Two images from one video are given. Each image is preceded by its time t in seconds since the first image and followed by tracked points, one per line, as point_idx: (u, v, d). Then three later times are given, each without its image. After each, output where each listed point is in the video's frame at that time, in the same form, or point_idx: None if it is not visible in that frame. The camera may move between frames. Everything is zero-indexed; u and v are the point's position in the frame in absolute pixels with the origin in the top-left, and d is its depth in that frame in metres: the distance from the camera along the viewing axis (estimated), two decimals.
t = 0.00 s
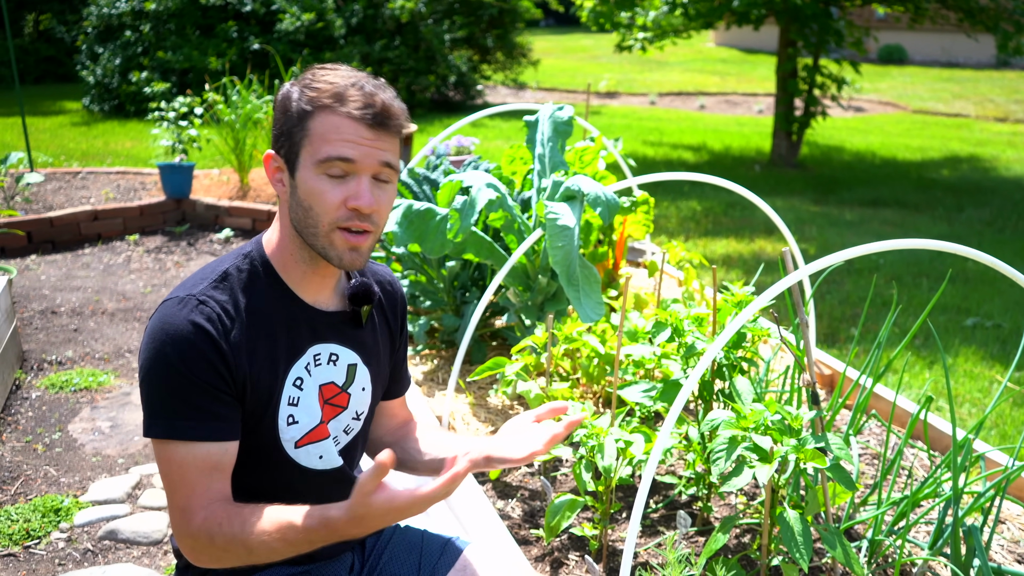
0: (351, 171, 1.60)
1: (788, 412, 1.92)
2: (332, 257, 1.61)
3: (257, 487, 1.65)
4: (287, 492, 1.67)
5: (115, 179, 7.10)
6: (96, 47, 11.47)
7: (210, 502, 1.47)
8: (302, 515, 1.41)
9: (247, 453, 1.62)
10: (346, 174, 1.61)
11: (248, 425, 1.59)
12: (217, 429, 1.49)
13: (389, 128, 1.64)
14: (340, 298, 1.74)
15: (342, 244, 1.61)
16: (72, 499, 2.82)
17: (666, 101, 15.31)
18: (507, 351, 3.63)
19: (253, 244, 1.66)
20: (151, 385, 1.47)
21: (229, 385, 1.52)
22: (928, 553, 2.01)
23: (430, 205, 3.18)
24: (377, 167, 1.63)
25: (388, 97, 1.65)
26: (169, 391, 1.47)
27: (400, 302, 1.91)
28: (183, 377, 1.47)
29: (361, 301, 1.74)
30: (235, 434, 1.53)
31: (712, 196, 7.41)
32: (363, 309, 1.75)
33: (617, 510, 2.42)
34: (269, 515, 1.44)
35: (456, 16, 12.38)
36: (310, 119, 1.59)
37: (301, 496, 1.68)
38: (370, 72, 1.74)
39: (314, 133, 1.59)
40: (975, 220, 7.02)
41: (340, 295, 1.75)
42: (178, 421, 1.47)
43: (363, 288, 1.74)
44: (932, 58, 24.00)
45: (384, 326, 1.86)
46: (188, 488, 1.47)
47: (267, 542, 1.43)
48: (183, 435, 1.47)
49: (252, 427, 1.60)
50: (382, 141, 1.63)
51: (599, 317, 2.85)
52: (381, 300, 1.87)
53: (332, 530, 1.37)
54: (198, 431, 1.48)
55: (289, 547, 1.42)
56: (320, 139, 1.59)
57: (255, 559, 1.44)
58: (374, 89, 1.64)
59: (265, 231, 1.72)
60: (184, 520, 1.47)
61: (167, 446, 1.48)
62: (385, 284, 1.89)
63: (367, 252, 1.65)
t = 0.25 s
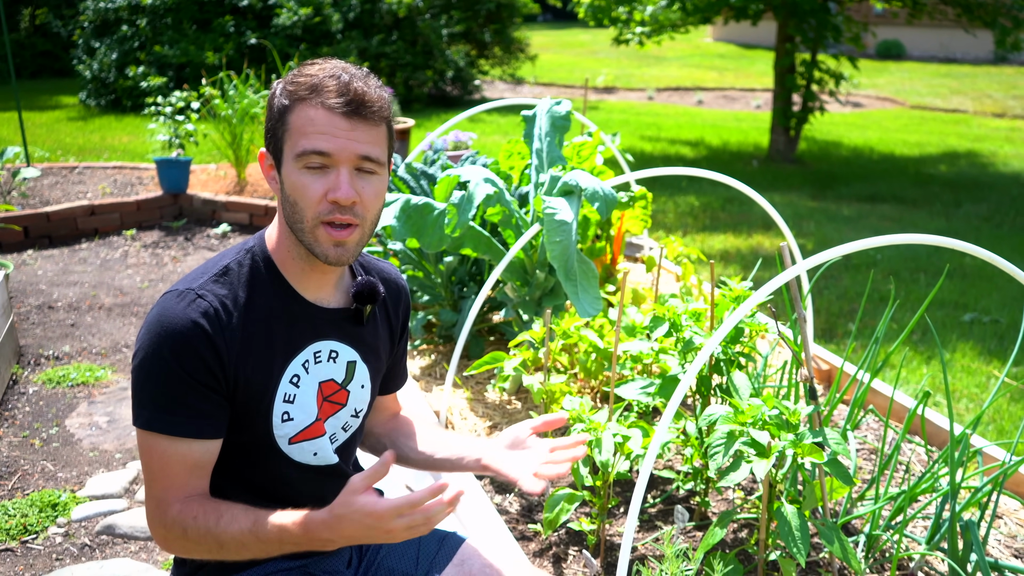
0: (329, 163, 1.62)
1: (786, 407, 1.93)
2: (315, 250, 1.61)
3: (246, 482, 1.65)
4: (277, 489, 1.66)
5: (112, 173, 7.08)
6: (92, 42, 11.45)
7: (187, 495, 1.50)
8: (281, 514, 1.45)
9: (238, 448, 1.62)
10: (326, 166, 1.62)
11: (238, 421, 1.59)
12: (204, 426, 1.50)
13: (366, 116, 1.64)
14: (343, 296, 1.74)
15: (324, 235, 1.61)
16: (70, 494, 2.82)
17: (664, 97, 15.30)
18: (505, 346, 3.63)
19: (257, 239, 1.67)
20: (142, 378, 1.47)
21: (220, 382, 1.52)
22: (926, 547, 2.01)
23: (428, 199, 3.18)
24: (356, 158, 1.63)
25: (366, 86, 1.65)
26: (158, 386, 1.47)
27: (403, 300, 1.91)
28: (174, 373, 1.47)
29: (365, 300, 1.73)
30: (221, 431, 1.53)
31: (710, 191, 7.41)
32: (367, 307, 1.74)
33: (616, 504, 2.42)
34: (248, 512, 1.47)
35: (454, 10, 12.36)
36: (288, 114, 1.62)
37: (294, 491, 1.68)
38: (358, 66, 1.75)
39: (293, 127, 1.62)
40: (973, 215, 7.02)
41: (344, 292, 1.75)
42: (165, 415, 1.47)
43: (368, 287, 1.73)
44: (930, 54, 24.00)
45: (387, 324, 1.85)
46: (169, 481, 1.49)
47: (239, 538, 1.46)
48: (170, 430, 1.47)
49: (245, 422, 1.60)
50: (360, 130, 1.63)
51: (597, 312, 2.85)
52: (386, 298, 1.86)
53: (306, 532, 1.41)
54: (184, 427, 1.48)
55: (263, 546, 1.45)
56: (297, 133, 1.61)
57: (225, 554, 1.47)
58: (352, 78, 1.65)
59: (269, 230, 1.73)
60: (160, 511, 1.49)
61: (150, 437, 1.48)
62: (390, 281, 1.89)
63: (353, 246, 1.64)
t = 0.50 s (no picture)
0: (327, 157, 1.62)
1: (784, 401, 1.93)
2: (312, 244, 1.60)
3: (240, 477, 1.65)
4: (272, 483, 1.67)
5: (110, 169, 7.07)
6: (90, 36, 11.42)
7: (195, 490, 1.53)
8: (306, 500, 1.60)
9: (234, 444, 1.62)
10: (324, 159, 1.62)
11: (234, 416, 1.59)
12: (201, 423, 1.50)
13: (365, 110, 1.64)
14: (341, 293, 1.74)
15: (321, 229, 1.61)
16: (68, 489, 2.82)
17: (662, 92, 15.28)
18: (504, 341, 3.63)
19: (256, 234, 1.66)
20: (140, 374, 1.46)
21: (219, 379, 1.52)
22: (924, 542, 2.01)
23: (427, 194, 3.18)
24: (354, 151, 1.63)
25: (365, 80, 1.65)
26: (155, 383, 1.46)
27: (403, 298, 1.91)
28: (172, 369, 1.47)
29: (364, 297, 1.74)
30: (216, 427, 1.53)
31: (709, 187, 7.41)
32: (365, 304, 1.74)
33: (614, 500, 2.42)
34: (270, 500, 1.58)
35: (452, 5, 12.33)
36: (287, 108, 1.62)
37: (291, 487, 1.68)
38: (359, 61, 1.74)
39: (291, 120, 1.61)
40: (972, 210, 7.02)
41: (342, 289, 1.75)
42: (163, 412, 1.47)
43: (367, 285, 1.74)
44: (930, 49, 23.98)
45: (386, 320, 1.85)
46: (166, 478, 1.49)
47: (264, 526, 1.56)
48: (166, 427, 1.47)
49: (243, 418, 1.59)
50: (358, 124, 1.63)
51: (595, 307, 2.85)
52: (385, 295, 1.86)
53: (336, 512, 1.61)
54: (182, 424, 1.48)
55: (286, 532, 1.58)
56: (295, 126, 1.61)
57: (244, 543, 1.56)
58: (351, 71, 1.65)
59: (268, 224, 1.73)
60: (167, 507, 1.51)
61: (145, 433, 1.47)
62: (390, 279, 1.88)
63: (351, 240, 1.64)
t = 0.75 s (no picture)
0: (324, 151, 1.62)
1: (783, 398, 1.93)
2: (312, 238, 1.60)
3: (232, 473, 1.65)
4: (266, 482, 1.67)
5: (109, 166, 7.06)
6: (88, 33, 11.41)
7: (181, 488, 1.54)
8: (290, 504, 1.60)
9: (229, 441, 1.62)
10: (320, 154, 1.62)
11: (230, 414, 1.59)
12: (193, 422, 1.50)
13: (360, 103, 1.64)
14: (342, 290, 1.74)
15: (320, 223, 1.61)
16: (67, 486, 2.82)
17: (661, 89, 15.27)
18: (503, 338, 3.63)
19: (256, 232, 1.66)
20: (136, 371, 1.46)
21: (215, 378, 1.52)
22: (922, 539, 2.01)
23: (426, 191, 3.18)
24: (351, 145, 1.63)
25: (360, 73, 1.65)
26: (152, 381, 1.46)
27: (403, 296, 1.90)
28: (168, 367, 1.47)
29: (364, 294, 1.73)
30: (208, 426, 1.53)
31: (708, 184, 7.41)
32: (365, 302, 1.74)
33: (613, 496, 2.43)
34: (255, 503, 1.58)
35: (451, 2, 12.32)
36: (283, 104, 1.62)
37: (288, 484, 1.68)
38: (354, 56, 1.75)
39: (287, 116, 1.61)
40: (970, 207, 7.02)
41: (342, 286, 1.75)
42: (155, 410, 1.47)
43: (368, 282, 1.74)
44: (928, 46, 23.99)
45: (386, 318, 1.85)
46: (156, 475, 1.50)
47: (246, 529, 1.56)
48: (161, 425, 1.47)
49: (240, 416, 1.59)
50: (353, 118, 1.63)
51: (594, 304, 2.85)
52: (384, 293, 1.86)
53: (319, 519, 1.60)
54: (174, 423, 1.48)
55: (269, 536, 1.58)
56: (291, 122, 1.61)
57: (225, 544, 1.56)
58: (345, 66, 1.65)
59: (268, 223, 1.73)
60: (151, 503, 1.51)
61: (137, 429, 1.47)
62: (389, 276, 1.88)
63: (349, 234, 1.63)
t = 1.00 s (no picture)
0: (319, 154, 1.61)
1: (780, 397, 1.93)
2: (307, 238, 1.60)
3: (231, 471, 1.65)
4: (265, 479, 1.67)
5: (106, 164, 7.05)
6: (85, 31, 11.39)
7: (181, 487, 1.54)
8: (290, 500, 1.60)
9: (227, 439, 1.62)
10: (316, 157, 1.62)
11: (228, 412, 1.59)
12: (192, 420, 1.50)
13: (357, 106, 1.63)
14: (338, 287, 1.74)
15: (315, 224, 1.60)
16: (64, 484, 2.82)
17: (659, 88, 15.28)
18: (500, 337, 3.63)
19: (251, 230, 1.66)
20: (134, 369, 1.46)
21: (214, 375, 1.52)
22: (918, 537, 2.02)
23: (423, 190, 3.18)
24: (347, 148, 1.63)
25: (357, 76, 1.64)
26: (150, 380, 1.46)
27: (399, 293, 1.90)
28: (166, 366, 1.47)
29: (360, 292, 1.74)
30: (207, 424, 1.53)
31: (705, 182, 7.41)
32: (361, 299, 1.74)
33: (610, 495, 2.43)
34: (254, 500, 1.58)
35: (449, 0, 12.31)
36: (279, 104, 1.61)
37: (287, 481, 1.68)
38: (351, 56, 1.74)
39: (284, 117, 1.61)
40: (967, 207, 7.03)
41: (339, 283, 1.75)
42: (154, 408, 1.47)
43: (363, 279, 1.74)
44: (926, 45, 24.03)
45: (382, 316, 1.85)
46: (157, 474, 1.50)
47: (247, 526, 1.56)
48: (160, 423, 1.47)
49: (238, 414, 1.59)
50: (350, 121, 1.63)
51: (591, 303, 2.85)
52: (380, 290, 1.85)
53: (320, 515, 1.60)
54: (174, 421, 1.48)
55: (270, 533, 1.57)
56: (287, 123, 1.61)
57: (226, 542, 1.56)
58: (343, 68, 1.64)
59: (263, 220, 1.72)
60: (152, 502, 1.51)
61: (136, 428, 1.47)
62: (385, 274, 1.88)
63: (344, 235, 1.63)
